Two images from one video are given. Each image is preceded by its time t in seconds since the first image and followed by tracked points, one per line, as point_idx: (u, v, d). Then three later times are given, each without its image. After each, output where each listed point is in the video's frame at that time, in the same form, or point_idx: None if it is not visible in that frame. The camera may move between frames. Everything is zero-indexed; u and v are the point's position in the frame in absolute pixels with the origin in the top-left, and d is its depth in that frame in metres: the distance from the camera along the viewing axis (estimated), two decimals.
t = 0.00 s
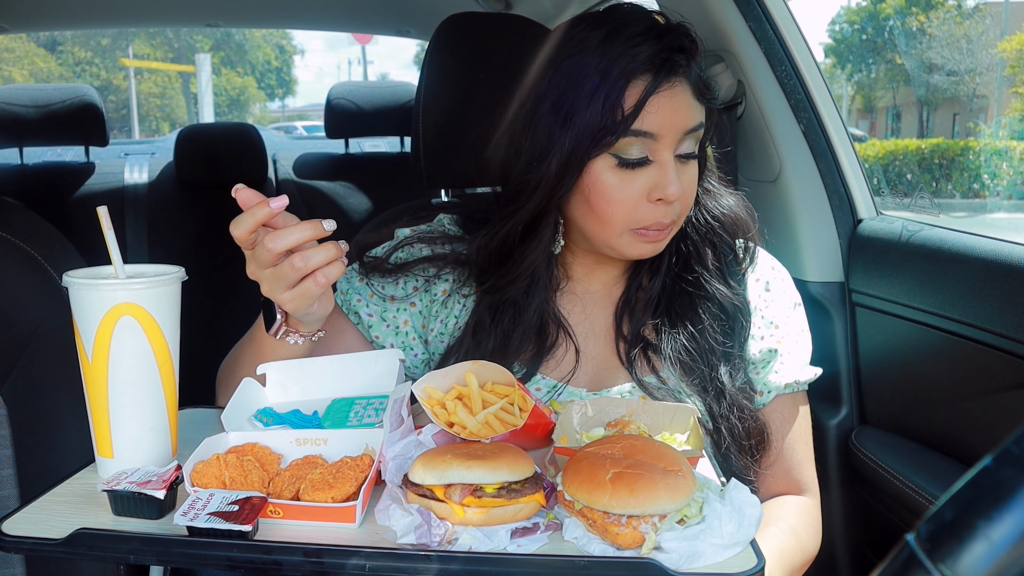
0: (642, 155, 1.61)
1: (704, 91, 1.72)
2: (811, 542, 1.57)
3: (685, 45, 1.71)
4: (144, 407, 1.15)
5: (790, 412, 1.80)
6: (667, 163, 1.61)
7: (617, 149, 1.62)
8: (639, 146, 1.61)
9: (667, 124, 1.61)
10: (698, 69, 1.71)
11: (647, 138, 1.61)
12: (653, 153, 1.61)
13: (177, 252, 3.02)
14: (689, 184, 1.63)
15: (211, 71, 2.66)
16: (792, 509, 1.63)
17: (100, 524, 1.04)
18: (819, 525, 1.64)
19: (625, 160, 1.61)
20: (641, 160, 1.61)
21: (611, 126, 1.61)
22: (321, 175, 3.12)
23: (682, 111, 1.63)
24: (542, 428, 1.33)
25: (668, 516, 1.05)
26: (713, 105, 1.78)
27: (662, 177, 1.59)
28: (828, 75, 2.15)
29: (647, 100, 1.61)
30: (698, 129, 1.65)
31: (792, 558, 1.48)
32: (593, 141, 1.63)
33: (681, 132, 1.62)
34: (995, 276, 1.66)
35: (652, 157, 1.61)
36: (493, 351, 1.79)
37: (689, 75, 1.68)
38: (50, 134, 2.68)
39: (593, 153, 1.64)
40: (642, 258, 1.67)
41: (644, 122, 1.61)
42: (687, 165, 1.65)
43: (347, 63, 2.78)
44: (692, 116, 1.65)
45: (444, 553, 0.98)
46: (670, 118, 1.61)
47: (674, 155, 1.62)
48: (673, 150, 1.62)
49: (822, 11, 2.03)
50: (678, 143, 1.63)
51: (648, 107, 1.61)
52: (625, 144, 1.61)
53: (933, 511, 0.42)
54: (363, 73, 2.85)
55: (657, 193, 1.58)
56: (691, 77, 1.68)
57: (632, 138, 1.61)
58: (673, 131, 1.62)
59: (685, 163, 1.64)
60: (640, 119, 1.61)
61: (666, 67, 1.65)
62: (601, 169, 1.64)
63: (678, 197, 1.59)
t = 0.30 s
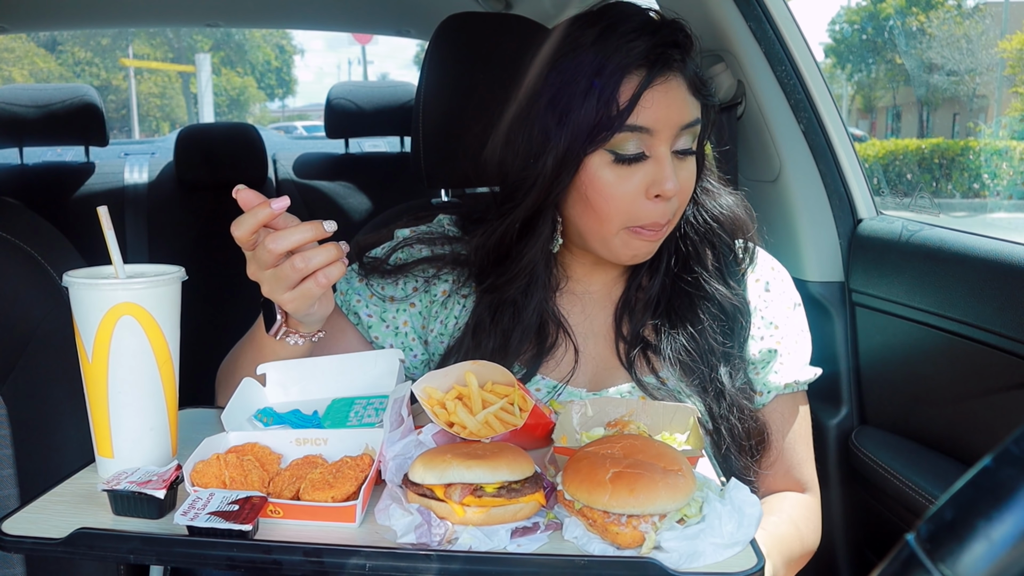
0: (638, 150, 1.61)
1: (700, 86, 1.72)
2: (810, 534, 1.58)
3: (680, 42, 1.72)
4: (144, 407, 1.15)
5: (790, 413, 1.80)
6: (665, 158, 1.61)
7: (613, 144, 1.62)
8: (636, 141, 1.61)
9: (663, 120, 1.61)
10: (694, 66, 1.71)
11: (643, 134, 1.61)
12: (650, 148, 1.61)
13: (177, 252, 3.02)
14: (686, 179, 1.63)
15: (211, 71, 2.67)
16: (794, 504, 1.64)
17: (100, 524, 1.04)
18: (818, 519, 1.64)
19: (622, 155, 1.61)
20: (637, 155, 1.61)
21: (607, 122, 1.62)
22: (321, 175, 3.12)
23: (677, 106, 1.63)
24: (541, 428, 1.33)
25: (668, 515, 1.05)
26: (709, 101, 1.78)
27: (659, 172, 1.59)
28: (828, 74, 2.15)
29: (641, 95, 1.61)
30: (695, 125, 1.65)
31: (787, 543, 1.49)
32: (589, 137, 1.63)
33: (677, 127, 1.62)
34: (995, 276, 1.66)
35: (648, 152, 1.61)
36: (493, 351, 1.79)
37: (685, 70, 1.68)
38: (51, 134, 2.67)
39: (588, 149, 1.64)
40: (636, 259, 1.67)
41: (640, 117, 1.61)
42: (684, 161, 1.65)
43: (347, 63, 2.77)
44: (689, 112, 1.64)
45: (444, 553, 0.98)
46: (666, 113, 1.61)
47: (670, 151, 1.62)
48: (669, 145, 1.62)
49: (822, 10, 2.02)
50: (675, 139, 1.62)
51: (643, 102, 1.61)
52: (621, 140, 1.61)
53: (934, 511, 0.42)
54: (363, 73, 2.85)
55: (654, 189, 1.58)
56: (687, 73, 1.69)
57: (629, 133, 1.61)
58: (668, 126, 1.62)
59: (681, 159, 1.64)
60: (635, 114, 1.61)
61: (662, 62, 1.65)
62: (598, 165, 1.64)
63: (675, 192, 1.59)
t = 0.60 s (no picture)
0: (637, 150, 1.61)
1: (699, 86, 1.72)
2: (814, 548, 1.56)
3: (679, 41, 1.72)
4: (145, 407, 1.15)
5: (790, 413, 1.80)
6: (663, 158, 1.61)
7: (611, 143, 1.62)
8: (634, 140, 1.61)
9: (661, 119, 1.61)
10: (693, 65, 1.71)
11: (641, 133, 1.61)
12: (648, 147, 1.61)
13: (177, 253, 3.02)
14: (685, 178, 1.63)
15: (211, 71, 2.66)
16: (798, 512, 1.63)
17: (100, 524, 1.04)
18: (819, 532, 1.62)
19: (620, 155, 1.62)
20: (636, 154, 1.61)
21: (605, 121, 1.62)
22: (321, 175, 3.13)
23: (676, 105, 1.63)
24: (541, 428, 1.33)
25: (668, 515, 1.05)
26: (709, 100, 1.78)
27: (657, 171, 1.59)
28: (828, 74, 2.15)
29: (639, 94, 1.61)
30: (694, 124, 1.65)
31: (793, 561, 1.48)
32: (587, 137, 1.64)
33: (675, 127, 1.62)
34: (995, 276, 1.66)
35: (646, 151, 1.61)
36: (494, 351, 1.79)
37: (684, 70, 1.68)
38: (51, 134, 2.68)
39: (586, 149, 1.64)
40: (638, 256, 1.67)
41: (638, 117, 1.61)
42: (683, 160, 1.65)
43: (347, 63, 2.77)
44: (688, 111, 1.65)
45: (444, 553, 0.98)
46: (664, 112, 1.62)
47: (668, 150, 1.62)
48: (668, 144, 1.62)
49: (822, 11, 2.02)
50: (673, 138, 1.62)
51: (641, 102, 1.61)
52: (619, 139, 1.61)
53: (933, 511, 0.42)
54: (363, 73, 2.85)
55: (652, 188, 1.58)
56: (686, 72, 1.69)
57: (627, 133, 1.61)
58: (666, 125, 1.62)
59: (680, 158, 1.64)
60: (633, 113, 1.61)
61: (661, 61, 1.66)
62: (596, 164, 1.64)
63: (673, 191, 1.59)
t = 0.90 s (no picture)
0: (630, 146, 1.61)
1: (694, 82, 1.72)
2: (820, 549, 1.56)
3: (670, 36, 1.72)
4: (145, 407, 1.15)
5: (791, 414, 1.79)
6: (656, 154, 1.60)
7: (604, 140, 1.62)
8: (626, 136, 1.61)
9: (653, 114, 1.61)
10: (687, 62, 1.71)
11: (634, 129, 1.61)
12: (641, 144, 1.61)
13: (177, 253, 3.03)
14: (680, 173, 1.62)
15: (211, 71, 2.66)
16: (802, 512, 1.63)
17: (101, 524, 1.04)
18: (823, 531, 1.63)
19: (613, 151, 1.61)
20: (629, 150, 1.61)
21: (597, 118, 1.62)
22: (321, 175, 3.14)
23: (668, 101, 1.63)
24: (541, 428, 1.33)
25: (669, 515, 1.05)
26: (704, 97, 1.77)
27: (651, 167, 1.59)
28: (828, 74, 2.15)
29: (630, 91, 1.62)
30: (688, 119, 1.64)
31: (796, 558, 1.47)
32: (580, 135, 1.64)
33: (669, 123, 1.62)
34: (995, 276, 1.66)
35: (639, 147, 1.61)
36: (493, 351, 1.80)
37: (677, 66, 1.68)
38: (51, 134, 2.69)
39: (579, 146, 1.64)
40: (636, 249, 1.66)
41: (630, 113, 1.61)
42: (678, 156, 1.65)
43: (347, 63, 2.77)
44: (681, 107, 1.64)
45: (444, 553, 0.98)
46: (656, 108, 1.62)
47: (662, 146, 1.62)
48: (661, 140, 1.62)
49: (822, 11, 2.02)
50: (667, 135, 1.62)
51: (632, 97, 1.62)
52: (611, 136, 1.61)
53: (933, 511, 0.42)
54: (363, 73, 2.85)
55: (645, 184, 1.58)
56: (680, 68, 1.69)
57: (619, 129, 1.61)
58: (659, 121, 1.61)
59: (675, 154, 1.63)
60: (624, 109, 1.62)
61: (652, 57, 1.66)
62: (589, 160, 1.64)
63: (667, 187, 1.58)
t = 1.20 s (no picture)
0: (592, 134, 1.65)
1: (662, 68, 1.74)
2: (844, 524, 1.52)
3: (631, 25, 1.76)
4: (145, 407, 1.15)
5: (793, 416, 1.81)
6: (618, 140, 1.64)
7: (566, 129, 1.66)
8: (588, 124, 1.65)
9: (611, 102, 1.65)
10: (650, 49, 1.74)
11: (594, 118, 1.65)
12: (603, 131, 1.65)
13: (177, 253, 3.03)
14: (646, 158, 1.64)
15: (210, 70, 2.66)
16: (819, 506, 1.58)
17: (100, 524, 1.04)
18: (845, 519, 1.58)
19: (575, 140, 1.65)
20: (589, 137, 1.65)
21: (557, 109, 1.67)
22: (321, 175, 3.13)
23: (624, 87, 1.66)
24: (541, 428, 1.33)
25: (669, 515, 1.05)
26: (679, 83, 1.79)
27: (613, 154, 1.62)
28: (828, 74, 2.15)
29: (585, 79, 1.67)
30: (653, 105, 1.66)
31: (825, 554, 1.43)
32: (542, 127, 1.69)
33: (630, 110, 1.65)
34: (995, 276, 1.66)
35: (601, 134, 1.64)
36: (487, 347, 1.81)
37: (637, 54, 1.72)
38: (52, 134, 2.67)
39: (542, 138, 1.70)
40: (608, 242, 1.68)
41: (589, 102, 1.66)
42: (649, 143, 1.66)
43: (347, 63, 2.77)
44: (642, 93, 1.67)
45: (444, 553, 0.98)
46: (614, 96, 1.65)
47: (626, 133, 1.65)
48: (624, 128, 1.65)
49: (822, 11, 2.02)
50: (630, 122, 1.65)
51: (587, 87, 1.66)
52: (572, 125, 1.66)
53: (933, 511, 0.42)
54: (363, 73, 2.85)
55: (609, 171, 1.61)
56: (642, 56, 1.72)
57: (579, 118, 1.65)
58: (619, 108, 1.65)
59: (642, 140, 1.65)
60: (582, 98, 1.66)
61: (609, 48, 1.71)
62: (555, 150, 1.68)
63: (631, 173, 1.61)
